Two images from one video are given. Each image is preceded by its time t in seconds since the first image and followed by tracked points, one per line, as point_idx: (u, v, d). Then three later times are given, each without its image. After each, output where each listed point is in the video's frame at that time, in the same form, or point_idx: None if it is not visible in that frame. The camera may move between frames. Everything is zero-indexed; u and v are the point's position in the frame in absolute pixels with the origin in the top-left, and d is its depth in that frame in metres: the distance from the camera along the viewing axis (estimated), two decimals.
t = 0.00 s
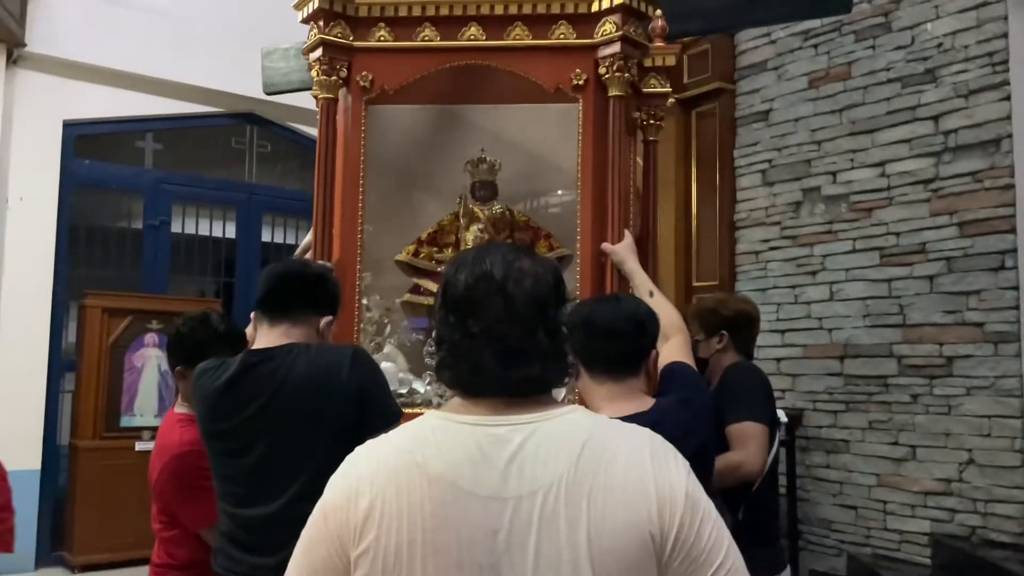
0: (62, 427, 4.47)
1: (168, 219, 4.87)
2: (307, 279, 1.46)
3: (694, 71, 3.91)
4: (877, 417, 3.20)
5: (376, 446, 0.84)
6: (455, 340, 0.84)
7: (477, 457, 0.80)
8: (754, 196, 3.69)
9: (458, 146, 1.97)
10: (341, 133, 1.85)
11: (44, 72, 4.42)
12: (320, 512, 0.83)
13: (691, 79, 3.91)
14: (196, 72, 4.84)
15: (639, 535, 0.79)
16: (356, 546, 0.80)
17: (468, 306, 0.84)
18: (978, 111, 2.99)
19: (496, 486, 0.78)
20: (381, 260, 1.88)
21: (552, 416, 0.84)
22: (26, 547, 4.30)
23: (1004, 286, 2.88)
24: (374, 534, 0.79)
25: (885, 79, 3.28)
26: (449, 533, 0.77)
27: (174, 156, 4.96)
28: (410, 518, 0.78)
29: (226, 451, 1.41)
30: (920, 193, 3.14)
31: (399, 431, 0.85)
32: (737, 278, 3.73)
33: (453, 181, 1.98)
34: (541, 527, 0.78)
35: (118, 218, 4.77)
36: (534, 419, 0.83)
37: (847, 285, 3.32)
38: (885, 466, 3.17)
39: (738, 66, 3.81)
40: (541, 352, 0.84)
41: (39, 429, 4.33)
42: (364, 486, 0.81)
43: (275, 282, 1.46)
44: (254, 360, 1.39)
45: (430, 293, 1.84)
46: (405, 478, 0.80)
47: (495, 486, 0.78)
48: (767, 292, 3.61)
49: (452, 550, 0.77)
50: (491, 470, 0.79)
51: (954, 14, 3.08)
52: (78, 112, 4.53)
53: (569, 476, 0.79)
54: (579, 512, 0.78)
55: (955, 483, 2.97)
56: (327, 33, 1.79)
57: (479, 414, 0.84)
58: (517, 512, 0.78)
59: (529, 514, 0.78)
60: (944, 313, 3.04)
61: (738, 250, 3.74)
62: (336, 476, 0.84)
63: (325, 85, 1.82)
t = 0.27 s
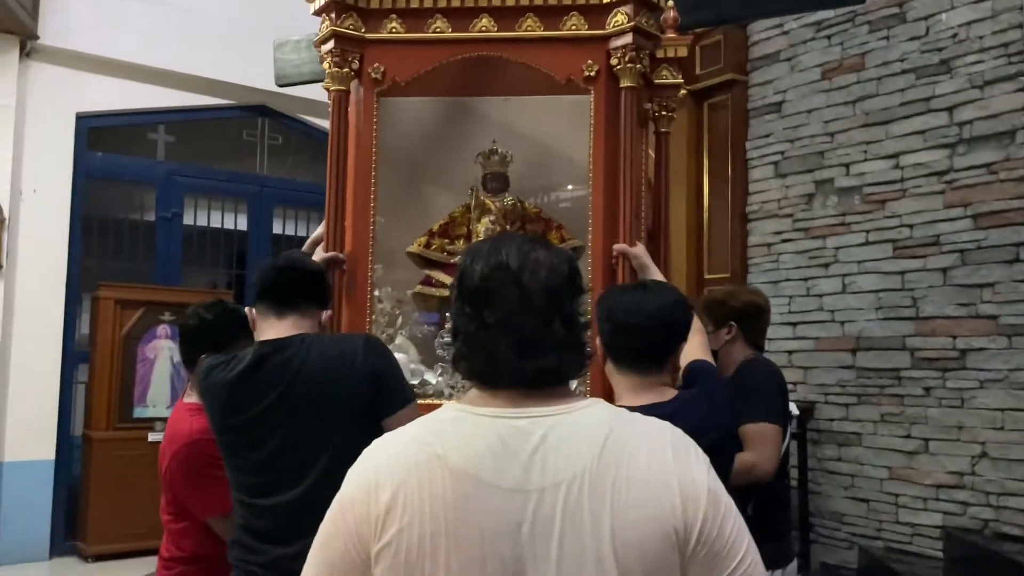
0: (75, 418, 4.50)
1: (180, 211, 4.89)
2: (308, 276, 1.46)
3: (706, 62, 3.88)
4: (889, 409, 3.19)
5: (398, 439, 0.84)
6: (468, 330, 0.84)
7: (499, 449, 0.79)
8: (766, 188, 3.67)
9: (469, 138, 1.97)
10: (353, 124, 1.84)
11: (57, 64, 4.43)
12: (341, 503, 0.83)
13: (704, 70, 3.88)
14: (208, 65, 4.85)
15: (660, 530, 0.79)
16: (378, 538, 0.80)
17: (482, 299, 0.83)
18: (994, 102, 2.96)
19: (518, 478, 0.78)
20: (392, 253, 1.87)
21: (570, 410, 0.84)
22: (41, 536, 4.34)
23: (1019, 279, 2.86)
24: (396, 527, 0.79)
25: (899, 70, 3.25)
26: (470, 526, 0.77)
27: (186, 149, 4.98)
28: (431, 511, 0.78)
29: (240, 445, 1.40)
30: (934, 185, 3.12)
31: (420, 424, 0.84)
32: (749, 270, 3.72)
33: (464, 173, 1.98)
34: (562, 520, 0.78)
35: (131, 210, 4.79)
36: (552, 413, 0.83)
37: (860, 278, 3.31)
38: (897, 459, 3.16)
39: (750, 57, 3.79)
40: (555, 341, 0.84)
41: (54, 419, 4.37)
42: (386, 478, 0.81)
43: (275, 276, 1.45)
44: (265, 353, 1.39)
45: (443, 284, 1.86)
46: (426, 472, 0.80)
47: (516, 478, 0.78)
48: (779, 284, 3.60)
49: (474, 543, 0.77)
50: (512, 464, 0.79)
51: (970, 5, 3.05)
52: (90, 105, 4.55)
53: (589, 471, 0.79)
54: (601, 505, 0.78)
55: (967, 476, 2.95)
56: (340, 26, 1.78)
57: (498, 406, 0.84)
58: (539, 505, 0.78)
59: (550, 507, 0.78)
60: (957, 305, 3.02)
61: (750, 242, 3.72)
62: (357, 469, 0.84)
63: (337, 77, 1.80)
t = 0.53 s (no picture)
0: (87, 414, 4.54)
1: (189, 208, 4.91)
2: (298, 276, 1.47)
3: (715, 56, 3.87)
4: (898, 403, 3.19)
5: (440, 432, 0.82)
6: (510, 321, 0.84)
7: (547, 445, 0.79)
8: (775, 182, 3.67)
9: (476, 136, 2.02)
10: (362, 122, 1.84)
11: (67, 62, 4.46)
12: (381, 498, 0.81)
13: (712, 64, 3.87)
14: (217, 62, 4.86)
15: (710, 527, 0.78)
16: (424, 534, 0.79)
17: (526, 291, 0.83)
18: (1004, 95, 2.96)
19: (569, 473, 0.78)
20: (401, 251, 1.89)
21: (617, 406, 0.83)
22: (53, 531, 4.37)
23: None
24: (445, 522, 0.78)
25: (908, 64, 3.25)
26: (522, 523, 0.76)
27: (194, 146, 5.00)
28: (481, 507, 0.77)
29: (242, 440, 1.41)
30: (943, 178, 3.11)
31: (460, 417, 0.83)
32: (758, 264, 3.72)
33: (471, 170, 2.03)
34: (614, 516, 0.77)
35: (141, 207, 4.82)
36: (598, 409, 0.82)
37: (869, 272, 3.31)
38: (907, 452, 3.16)
39: (759, 51, 3.78)
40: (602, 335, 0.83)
41: (65, 415, 4.40)
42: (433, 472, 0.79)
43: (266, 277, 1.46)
44: (262, 352, 1.39)
45: (452, 280, 1.92)
46: (474, 467, 0.78)
47: (566, 474, 0.77)
48: (788, 278, 3.60)
49: (527, 541, 0.76)
50: (562, 460, 0.78)
51: None
52: (101, 102, 4.57)
53: (639, 468, 0.79)
54: (650, 501, 0.78)
55: (977, 469, 2.95)
56: (350, 25, 1.79)
57: (542, 399, 0.83)
58: (588, 501, 0.77)
59: (599, 504, 0.77)
60: (967, 299, 3.02)
61: (759, 237, 3.73)
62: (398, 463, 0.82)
63: (347, 76, 1.81)
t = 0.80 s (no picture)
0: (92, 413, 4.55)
1: (192, 207, 4.92)
2: (278, 273, 1.52)
3: (716, 53, 3.86)
4: (901, 400, 3.18)
5: (516, 443, 0.83)
6: (581, 319, 0.85)
7: (633, 454, 0.80)
8: (777, 178, 3.67)
9: (474, 139, 2.07)
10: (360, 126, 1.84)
11: (70, 63, 4.47)
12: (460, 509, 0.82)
13: (713, 61, 3.86)
14: (218, 61, 4.87)
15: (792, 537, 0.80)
16: (509, 546, 0.80)
17: (600, 287, 0.84)
18: (1005, 91, 2.95)
19: (655, 484, 0.79)
20: (399, 255, 1.90)
21: (693, 413, 0.84)
22: (59, 530, 4.39)
23: None
24: (531, 535, 0.79)
25: (909, 60, 3.24)
26: (610, 534, 0.77)
27: (197, 145, 5.01)
28: (567, 520, 0.78)
29: (215, 436, 1.46)
30: (945, 175, 3.11)
31: (534, 427, 0.84)
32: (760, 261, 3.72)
33: (468, 172, 2.08)
34: (699, 527, 0.78)
35: (145, 207, 4.83)
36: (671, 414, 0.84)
37: (871, 269, 3.30)
38: (910, 449, 3.16)
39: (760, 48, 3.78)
40: (678, 330, 0.85)
41: (71, 414, 4.41)
42: (517, 486, 0.80)
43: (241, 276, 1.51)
44: (231, 349, 1.45)
45: (452, 280, 1.97)
46: (555, 480, 0.79)
47: (653, 485, 0.79)
48: (790, 276, 3.60)
49: (614, 553, 0.77)
50: (644, 471, 0.79)
51: None
52: (103, 103, 4.58)
53: (721, 479, 0.80)
54: (738, 510, 0.79)
55: (980, 466, 2.95)
56: (347, 29, 1.78)
57: (620, 406, 0.85)
58: (678, 512, 0.78)
59: (689, 514, 0.79)
60: (969, 295, 3.01)
61: (761, 233, 3.72)
62: (474, 475, 0.83)
63: (345, 80, 1.80)
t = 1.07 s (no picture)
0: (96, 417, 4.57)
1: (195, 211, 4.94)
2: (277, 276, 1.54)
3: (716, 54, 3.88)
4: (904, 400, 3.19)
5: (615, 458, 0.83)
6: (690, 328, 0.88)
7: (743, 469, 0.80)
8: (779, 180, 3.67)
9: (476, 144, 2.05)
10: (362, 132, 1.85)
11: (73, 68, 4.49)
12: (559, 529, 0.82)
13: (714, 63, 3.87)
14: (220, 65, 4.88)
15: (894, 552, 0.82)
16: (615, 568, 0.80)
17: (700, 289, 0.88)
18: (1006, 92, 2.95)
19: (765, 501, 0.79)
20: (401, 260, 1.90)
21: (794, 431, 0.86)
22: (64, 533, 4.41)
23: None
24: (641, 558, 0.79)
25: (910, 61, 3.25)
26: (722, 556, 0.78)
27: (199, 149, 5.03)
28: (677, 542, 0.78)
29: (206, 440, 1.48)
30: (947, 176, 3.11)
31: (634, 442, 0.84)
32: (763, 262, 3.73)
33: (469, 178, 2.05)
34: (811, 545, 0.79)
35: (148, 210, 4.85)
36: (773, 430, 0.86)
37: (873, 269, 3.30)
38: (913, 450, 3.16)
39: (760, 49, 3.79)
40: (776, 331, 0.89)
41: (76, 418, 4.43)
42: (621, 507, 0.80)
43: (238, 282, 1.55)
44: (227, 351, 1.47)
45: (454, 285, 1.97)
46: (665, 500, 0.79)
47: (764, 502, 0.79)
48: (793, 276, 3.61)
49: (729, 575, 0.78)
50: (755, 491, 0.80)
51: None
52: (106, 107, 4.60)
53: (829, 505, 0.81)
54: (846, 529, 0.80)
55: (983, 466, 2.95)
56: (348, 37, 1.80)
57: (728, 420, 0.85)
58: (788, 529, 0.79)
59: (800, 531, 0.79)
60: (971, 296, 3.02)
61: (763, 234, 3.73)
62: (575, 493, 0.82)
63: (347, 87, 1.82)
